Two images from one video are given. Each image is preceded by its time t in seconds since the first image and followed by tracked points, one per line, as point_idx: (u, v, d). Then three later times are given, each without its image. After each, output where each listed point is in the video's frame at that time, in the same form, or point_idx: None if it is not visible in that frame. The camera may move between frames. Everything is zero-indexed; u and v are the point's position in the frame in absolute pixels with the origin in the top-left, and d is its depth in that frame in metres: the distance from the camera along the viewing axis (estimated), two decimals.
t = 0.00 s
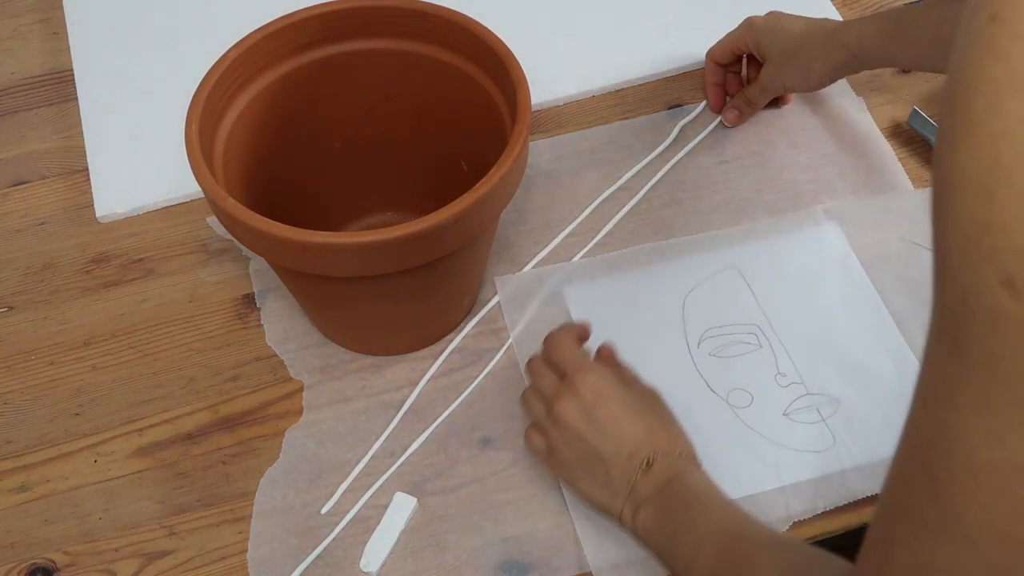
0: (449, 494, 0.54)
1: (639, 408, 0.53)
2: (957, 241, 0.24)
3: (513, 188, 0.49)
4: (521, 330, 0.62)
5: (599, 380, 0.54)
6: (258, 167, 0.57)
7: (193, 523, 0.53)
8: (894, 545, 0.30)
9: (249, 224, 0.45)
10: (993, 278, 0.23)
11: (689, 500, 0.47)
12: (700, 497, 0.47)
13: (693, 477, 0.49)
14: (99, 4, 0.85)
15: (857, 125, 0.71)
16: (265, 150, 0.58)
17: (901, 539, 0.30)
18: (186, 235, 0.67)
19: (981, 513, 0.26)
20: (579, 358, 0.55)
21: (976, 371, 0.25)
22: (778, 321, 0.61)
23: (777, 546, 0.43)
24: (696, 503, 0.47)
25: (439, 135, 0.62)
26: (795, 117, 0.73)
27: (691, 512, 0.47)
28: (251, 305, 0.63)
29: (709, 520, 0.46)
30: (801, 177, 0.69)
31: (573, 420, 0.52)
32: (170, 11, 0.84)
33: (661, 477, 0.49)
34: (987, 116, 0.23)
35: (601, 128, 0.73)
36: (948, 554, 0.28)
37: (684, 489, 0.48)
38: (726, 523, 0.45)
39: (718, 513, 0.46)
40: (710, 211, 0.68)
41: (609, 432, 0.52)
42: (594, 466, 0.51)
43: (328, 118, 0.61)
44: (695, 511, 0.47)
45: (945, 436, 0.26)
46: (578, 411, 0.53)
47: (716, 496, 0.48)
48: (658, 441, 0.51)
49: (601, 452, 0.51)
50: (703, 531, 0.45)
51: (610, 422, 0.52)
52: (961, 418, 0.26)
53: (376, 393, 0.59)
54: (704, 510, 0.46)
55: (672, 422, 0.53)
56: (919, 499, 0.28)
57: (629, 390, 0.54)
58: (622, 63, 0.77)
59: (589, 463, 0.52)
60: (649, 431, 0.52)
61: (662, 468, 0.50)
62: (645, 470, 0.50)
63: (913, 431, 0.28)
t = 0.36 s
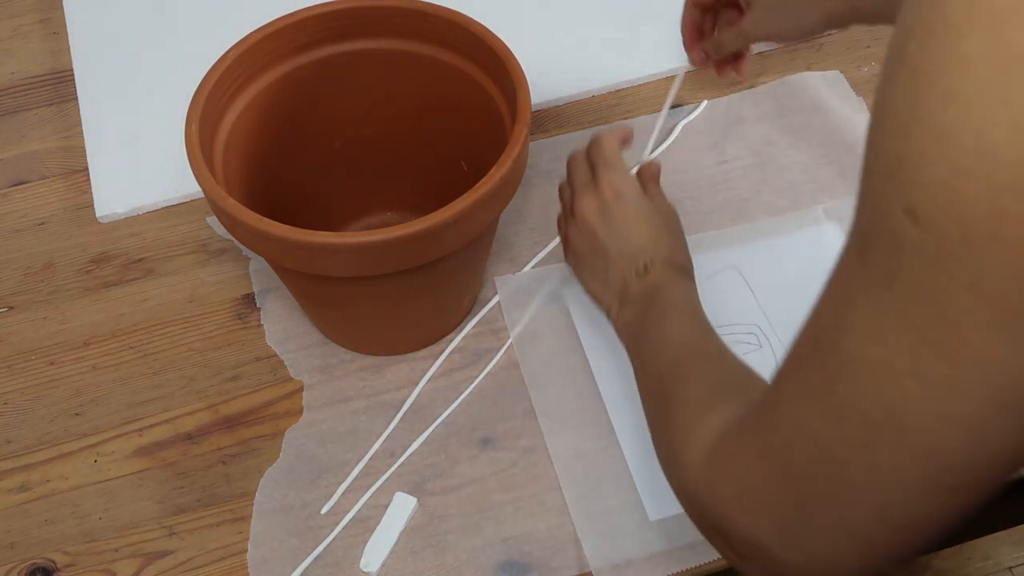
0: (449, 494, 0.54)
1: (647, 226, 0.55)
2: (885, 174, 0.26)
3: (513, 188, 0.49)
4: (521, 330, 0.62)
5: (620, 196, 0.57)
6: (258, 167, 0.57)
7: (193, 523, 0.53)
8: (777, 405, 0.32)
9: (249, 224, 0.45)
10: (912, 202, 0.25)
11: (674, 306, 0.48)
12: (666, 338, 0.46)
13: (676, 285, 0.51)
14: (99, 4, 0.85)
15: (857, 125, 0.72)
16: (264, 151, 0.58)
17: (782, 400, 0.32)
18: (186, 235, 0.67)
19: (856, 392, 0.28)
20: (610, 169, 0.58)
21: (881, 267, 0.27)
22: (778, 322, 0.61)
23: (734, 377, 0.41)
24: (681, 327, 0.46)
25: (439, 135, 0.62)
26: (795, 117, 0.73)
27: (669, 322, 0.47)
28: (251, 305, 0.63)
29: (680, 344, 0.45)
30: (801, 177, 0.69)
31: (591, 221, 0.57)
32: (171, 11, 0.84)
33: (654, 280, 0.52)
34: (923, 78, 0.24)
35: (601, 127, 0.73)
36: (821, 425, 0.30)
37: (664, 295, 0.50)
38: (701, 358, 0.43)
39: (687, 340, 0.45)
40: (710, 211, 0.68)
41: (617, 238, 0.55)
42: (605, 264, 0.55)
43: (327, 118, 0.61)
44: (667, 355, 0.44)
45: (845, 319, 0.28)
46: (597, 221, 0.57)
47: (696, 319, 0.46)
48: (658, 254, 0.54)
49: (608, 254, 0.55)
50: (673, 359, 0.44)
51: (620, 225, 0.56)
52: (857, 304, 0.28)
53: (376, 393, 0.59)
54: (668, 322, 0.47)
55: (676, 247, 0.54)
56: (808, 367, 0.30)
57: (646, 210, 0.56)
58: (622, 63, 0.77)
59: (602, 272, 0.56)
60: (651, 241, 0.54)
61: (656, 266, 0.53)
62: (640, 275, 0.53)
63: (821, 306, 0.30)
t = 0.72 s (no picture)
0: (449, 494, 0.54)
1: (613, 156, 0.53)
2: (889, 162, 0.24)
3: (512, 188, 0.49)
4: (521, 329, 0.62)
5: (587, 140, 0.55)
6: (258, 167, 0.57)
7: (193, 523, 0.53)
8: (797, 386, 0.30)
9: (249, 224, 0.45)
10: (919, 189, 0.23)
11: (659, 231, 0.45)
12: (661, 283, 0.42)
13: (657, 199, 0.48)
14: (98, 4, 0.85)
15: (857, 125, 0.71)
16: (264, 151, 0.58)
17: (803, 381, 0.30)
18: (186, 235, 0.67)
19: (881, 375, 0.26)
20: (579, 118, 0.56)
21: (900, 251, 0.24)
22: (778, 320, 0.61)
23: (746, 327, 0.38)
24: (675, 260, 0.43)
25: (439, 135, 0.62)
26: (795, 117, 0.73)
27: (663, 262, 0.43)
28: (251, 305, 0.63)
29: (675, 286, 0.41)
30: (801, 177, 0.69)
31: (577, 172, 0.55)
32: (171, 11, 0.84)
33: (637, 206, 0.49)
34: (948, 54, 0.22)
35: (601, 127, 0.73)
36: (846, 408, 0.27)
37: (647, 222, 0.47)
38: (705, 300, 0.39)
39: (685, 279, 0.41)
40: (710, 211, 0.68)
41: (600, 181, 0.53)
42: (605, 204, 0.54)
43: (327, 118, 0.61)
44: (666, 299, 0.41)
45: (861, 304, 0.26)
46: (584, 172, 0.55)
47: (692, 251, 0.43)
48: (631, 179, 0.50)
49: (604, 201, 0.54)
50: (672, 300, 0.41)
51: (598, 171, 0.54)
52: (876, 276, 0.25)
53: (376, 393, 0.59)
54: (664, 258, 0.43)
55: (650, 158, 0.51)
56: (829, 349, 0.28)
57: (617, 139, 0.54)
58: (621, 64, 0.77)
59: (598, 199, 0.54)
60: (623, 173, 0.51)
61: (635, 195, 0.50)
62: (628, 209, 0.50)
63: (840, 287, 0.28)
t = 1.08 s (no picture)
0: (449, 494, 0.54)
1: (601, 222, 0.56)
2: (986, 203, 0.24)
3: (512, 188, 0.49)
4: (521, 330, 0.62)
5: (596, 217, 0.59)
6: (258, 166, 0.57)
7: (193, 523, 0.53)
8: (909, 488, 0.29)
9: (250, 224, 0.45)
10: (1007, 232, 0.24)
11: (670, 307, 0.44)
12: (687, 356, 0.40)
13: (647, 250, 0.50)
14: (98, 4, 0.85)
15: (857, 125, 0.71)
16: (264, 151, 0.58)
17: (919, 476, 0.29)
18: (186, 235, 0.67)
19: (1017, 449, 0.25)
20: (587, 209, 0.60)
21: (1005, 309, 0.25)
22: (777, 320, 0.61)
23: (802, 409, 0.36)
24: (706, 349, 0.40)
25: (439, 134, 0.62)
26: (795, 117, 0.73)
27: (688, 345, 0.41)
28: (251, 305, 0.63)
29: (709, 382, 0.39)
30: (800, 177, 0.69)
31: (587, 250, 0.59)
32: (171, 11, 0.84)
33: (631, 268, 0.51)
34: None
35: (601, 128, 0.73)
36: (983, 494, 0.26)
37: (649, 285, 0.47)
38: (756, 389, 0.37)
39: (718, 364, 0.39)
40: (710, 211, 0.68)
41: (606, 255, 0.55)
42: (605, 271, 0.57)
43: (327, 118, 0.61)
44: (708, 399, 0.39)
45: (969, 378, 0.26)
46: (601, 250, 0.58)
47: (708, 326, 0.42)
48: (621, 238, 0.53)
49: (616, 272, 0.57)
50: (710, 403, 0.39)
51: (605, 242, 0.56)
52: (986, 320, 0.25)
53: (376, 393, 0.59)
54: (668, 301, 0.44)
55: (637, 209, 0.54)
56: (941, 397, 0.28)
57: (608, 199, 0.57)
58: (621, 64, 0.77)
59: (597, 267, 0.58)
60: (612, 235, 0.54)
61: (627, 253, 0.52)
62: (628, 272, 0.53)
63: (940, 360, 0.28)
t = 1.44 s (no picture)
0: (449, 494, 0.54)
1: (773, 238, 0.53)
2: None
3: (512, 188, 0.49)
4: (521, 330, 0.62)
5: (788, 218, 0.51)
6: (258, 166, 0.57)
7: (193, 523, 0.53)
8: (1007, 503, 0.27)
9: (250, 224, 0.45)
10: None
11: (850, 307, 0.40)
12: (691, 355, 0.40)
13: (843, 257, 0.43)
14: (98, 4, 0.85)
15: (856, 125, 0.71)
16: (264, 151, 0.58)
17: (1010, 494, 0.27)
18: (186, 235, 0.67)
19: None
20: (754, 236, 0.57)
21: None
22: (777, 320, 0.61)
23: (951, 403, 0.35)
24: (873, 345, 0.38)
25: (439, 134, 0.62)
26: (795, 117, 0.73)
27: (861, 347, 0.38)
28: (251, 305, 0.63)
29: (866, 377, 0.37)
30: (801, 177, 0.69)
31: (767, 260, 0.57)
32: (171, 11, 0.84)
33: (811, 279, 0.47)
34: None
35: (601, 128, 0.73)
36: None
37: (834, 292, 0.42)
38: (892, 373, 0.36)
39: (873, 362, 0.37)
40: (710, 211, 0.68)
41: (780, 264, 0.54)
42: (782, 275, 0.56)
43: (328, 118, 0.61)
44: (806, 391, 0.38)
45: None
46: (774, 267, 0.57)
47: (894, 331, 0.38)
48: (795, 246, 0.49)
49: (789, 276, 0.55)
50: (870, 402, 0.37)
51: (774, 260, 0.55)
52: None
53: (376, 393, 0.59)
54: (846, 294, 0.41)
55: (808, 217, 0.48)
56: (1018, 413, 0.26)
57: (782, 223, 0.52)
58: (621, 64, 0.77)
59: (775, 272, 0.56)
60: (785, 243, 0.51)
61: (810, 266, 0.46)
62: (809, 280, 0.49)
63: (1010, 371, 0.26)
